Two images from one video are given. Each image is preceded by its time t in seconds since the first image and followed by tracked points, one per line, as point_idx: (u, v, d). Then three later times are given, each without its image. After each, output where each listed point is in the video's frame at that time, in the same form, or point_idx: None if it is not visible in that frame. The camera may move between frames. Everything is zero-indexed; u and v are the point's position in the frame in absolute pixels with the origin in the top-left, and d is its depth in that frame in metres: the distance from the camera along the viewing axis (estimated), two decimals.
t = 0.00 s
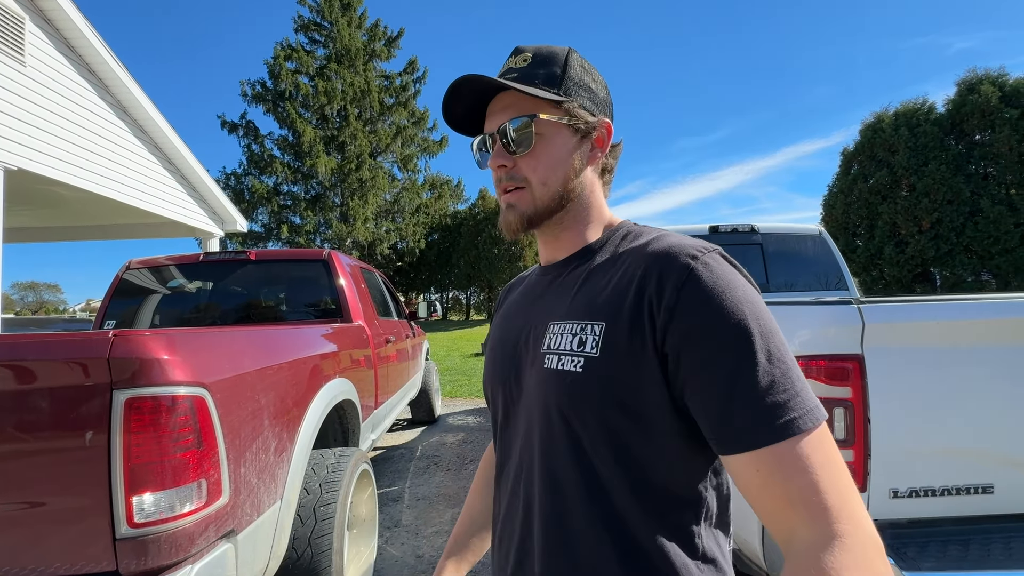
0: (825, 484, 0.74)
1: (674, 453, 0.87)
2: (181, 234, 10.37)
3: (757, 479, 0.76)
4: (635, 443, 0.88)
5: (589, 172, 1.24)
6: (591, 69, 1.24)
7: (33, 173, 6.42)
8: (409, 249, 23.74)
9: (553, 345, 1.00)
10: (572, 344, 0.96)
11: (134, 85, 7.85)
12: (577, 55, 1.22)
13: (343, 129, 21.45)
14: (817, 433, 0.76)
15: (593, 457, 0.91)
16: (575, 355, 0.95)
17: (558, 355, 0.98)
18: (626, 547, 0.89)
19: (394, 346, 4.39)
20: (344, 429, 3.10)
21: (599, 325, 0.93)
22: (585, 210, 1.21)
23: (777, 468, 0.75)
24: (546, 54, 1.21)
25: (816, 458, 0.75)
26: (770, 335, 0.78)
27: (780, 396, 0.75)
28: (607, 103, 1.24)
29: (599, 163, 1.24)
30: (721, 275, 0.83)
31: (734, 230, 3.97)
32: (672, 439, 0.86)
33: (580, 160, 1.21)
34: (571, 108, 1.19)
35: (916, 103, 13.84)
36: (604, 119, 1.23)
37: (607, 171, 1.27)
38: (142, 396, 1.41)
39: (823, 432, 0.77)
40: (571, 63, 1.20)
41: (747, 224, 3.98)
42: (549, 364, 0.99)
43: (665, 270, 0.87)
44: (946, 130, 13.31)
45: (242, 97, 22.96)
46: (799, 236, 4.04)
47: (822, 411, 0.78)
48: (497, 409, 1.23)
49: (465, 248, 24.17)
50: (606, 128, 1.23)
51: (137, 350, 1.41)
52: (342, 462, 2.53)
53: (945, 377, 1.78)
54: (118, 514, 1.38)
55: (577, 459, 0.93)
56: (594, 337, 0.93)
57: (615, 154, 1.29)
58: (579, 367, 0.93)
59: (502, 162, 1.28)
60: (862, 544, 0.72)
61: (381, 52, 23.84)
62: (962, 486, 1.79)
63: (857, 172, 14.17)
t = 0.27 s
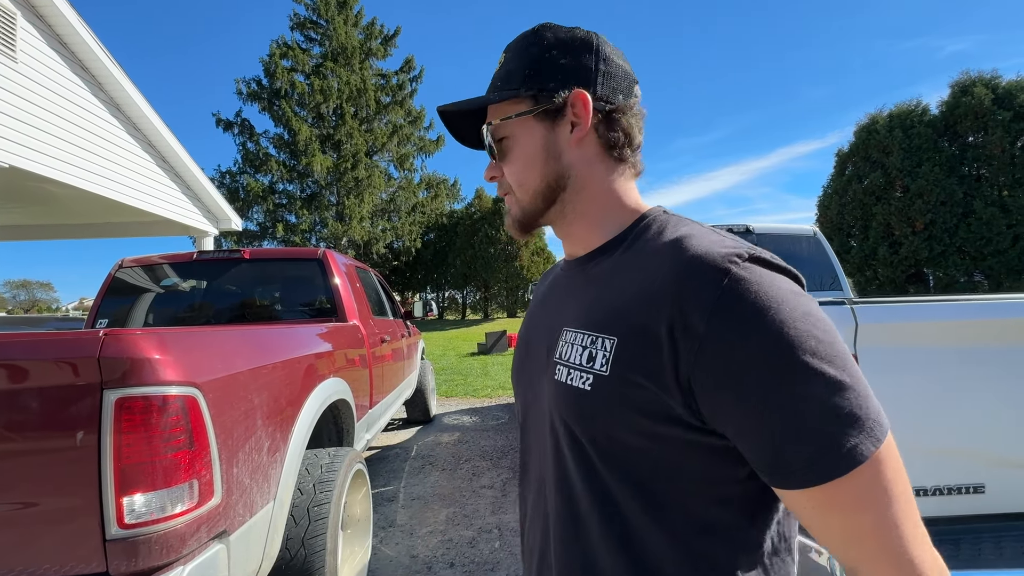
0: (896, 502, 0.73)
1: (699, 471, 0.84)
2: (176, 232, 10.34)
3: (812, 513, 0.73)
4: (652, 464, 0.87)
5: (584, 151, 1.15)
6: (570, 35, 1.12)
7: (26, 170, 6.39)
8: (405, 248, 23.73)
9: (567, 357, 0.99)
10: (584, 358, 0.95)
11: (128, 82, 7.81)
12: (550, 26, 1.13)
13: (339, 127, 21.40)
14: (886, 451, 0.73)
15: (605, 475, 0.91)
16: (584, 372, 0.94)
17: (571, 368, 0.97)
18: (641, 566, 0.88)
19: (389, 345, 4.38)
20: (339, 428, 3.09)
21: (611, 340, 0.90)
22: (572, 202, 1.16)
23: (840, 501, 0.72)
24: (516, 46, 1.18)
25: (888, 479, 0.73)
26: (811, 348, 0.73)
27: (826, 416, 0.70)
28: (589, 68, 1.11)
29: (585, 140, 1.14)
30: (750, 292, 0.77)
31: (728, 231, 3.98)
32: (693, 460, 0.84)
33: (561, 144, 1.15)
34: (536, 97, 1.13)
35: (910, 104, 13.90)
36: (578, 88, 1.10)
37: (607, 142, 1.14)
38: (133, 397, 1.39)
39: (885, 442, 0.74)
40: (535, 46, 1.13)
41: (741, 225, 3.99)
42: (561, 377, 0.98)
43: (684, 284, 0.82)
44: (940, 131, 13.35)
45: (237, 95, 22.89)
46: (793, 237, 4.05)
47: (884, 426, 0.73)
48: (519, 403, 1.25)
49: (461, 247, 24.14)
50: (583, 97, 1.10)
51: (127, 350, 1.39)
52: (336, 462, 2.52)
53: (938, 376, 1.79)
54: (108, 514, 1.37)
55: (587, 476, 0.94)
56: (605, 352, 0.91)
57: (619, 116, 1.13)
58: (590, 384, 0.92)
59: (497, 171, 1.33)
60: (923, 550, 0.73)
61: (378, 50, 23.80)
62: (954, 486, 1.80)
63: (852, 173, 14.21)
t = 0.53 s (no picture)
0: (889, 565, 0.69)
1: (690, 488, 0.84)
2: (172, 230, 10.30)
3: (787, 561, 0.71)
4: (640, 474, 0.88)
5: (590, 156, 1.14)
6: (567, 42, 1.12)
7: (20, 167, 6.34)
8: (402, 247, 23.70)
9: (569, 358, 1.00)
10: (582, 361, 0.96)
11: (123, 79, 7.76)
12: (548, 39, 1.15)
13: (336, 125, 21.34)
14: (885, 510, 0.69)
15: (595, 478, 0.93)
16: (582, 374, 0.95)
17: (572, 369, 0.98)
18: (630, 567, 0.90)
19: (386, 344, 4.37)
20: (336, 428, 3.08)
21: (607, 347, 0.90)
22: (582, 207, 1.16)
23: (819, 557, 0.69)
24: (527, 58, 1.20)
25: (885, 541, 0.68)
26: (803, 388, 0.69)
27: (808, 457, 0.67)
28: (585, 73, 1.11)
29: (587, 145, 1.13)
30: (746, 313, 0.73)
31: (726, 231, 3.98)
32: (684, 476, 0.84)
33: (566, 150, 1.15)
34: (539, 107, 1.15)
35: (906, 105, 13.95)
36: (573, 97, 1.11)
37: (608, 142, 1.12)
38: (128, 395, 1.38)
39: (891, 503, 0.70)
40: (536, 60, 1.16)
41: (738, 225, 3.99)
42: (565, 376, 1.00)
43: (675, 303, 0.80)
44: (935, 132, 13.40)
45: (234, 92, 22.80)
46: (790, 237, 4.06)
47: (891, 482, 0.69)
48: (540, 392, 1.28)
49: (458, 246, 24.11)
50: (576, 105, 1.11)
51: (122, 348, 1.38)
52: (333, 461, 2.51)
53: (933, 376, 1.79)
54: (103, 514, 1.36)
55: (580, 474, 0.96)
56: (600, 358, 0.91)
57: (621, 113, 1.10)
58: (585, 388, 0.93)
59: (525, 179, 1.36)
60: None
61: (375, 49, 23.76)
62: (950, 485, 1.80)
63: (848, 174, 14.25)
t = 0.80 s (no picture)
0: None
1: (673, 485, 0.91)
2: (169, 228, 10.28)
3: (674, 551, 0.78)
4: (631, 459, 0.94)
5: (602, 175, 1.13)
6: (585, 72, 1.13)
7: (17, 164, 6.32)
8: (400, 246, 23.69)
9: (584, 339, 1.05)
10: (591, 341, 1.01)
11: (120, 75, 7.73)
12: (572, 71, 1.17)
13: (334, 124, 21.30)
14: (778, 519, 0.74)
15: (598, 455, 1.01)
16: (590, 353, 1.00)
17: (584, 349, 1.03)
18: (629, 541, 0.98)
19: (384, 343, 4.36)
20: (333, 426, 3.07)
21: (608, 331, 0.95)
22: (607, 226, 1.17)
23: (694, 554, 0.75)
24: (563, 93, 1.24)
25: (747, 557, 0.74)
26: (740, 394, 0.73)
27: (721, 453, 0.73)
28: (596, 97, 1.11)
29: (600, 168, 1.12)
30: (717, 311, 0.76)
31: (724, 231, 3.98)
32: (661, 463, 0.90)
33: (584, 174, 1.16)
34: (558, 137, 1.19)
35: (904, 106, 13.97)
36: (582, 125, 1.12)
37: (619, 160, 1.10)
38: (125, 393, 1.37)
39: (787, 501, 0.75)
40: (562, 91, 1.19)
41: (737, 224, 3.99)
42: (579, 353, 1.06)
43: (661, 297, 0.84)
44: (933, 133, 13.43)
45: (231, 90, 22.74)
46: (788, 237, 4.06)
47: (795, 487, 0.74)
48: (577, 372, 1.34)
49: (457, 245, 24.09)
50: (584, 133, 1.12)
51: (120, 346, 1.37)
52: (331, 459, 2.50)
53: (931, 375, 1.80)
54: (100, 513, 1.35)
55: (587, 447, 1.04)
56: (602, 341, 0.96)
57: (632, 132, 1.08)
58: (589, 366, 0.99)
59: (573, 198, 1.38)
60: None
61: (374, 47, 23.73)
62: (948, 485, 1.81)
63: (846, 174, 14.29)
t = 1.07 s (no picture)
0: (800, 527, 0.83)
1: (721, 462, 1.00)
2: (170, 219, 10.25)
3: (746, 498, 0.86)
4: (682, 437, 1.03)
5: (662, 191, 1.21)
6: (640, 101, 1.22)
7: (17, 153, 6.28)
8: (401, 240, 23.65)
9: (636, 329, 1.15)
10: (645, 330, 1.11)
11: (122, 64, 7.68)
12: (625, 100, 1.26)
13: (336, 116, 21.22)
14: (816, 472, 0.83)
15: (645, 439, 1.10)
16: (643, 340, 1.10)
17: (636, 337, 1.13)
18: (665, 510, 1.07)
19: (385, 336, 4.35)
20: (336, 419, 3.06)
21: (666, 321, 1.06)
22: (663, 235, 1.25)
23: (766, 501, 0.83)
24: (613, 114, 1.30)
25: (804, 500, 0.83)
26: (790, 372, 0.83)
27: (776, 421, 0.82)
28: (653, 123, 1.19)
29: (658, 185, 1.21)
30: (775, 307, 0.87)
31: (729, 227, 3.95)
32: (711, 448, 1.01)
33: (640, 189, 1.24)
34: (618, 156, 1.25)
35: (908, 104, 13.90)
36: (643, 147, 1.20)
37: (675, 179, 1.19)
38: (132, 383, 1.36)
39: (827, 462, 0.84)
40: (616, 115, 1.26)
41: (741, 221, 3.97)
42: (630, 342, 1.15)
43: (721, 291, 0.95)
44: (937, 132, 13.37)
45: (233, 81, 22.64)
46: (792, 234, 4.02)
47: (833, 451, 0.83)
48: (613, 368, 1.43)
49: (457, 240, 24.05)
50: (646, 154, 1.20)
51: (126, 335, 1.36)
52: (334, 452, 2.49)
53: (941, 374, 1.79)
54: (105, 504, 1.34)
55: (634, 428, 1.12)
56: (659, 329, 1.07)
57: (685, 156, 1.18)
58: (644, 350, 1.08)
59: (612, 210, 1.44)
60: None
61: (376, 39, 23.62)
62: (956, 484, 1.81)
63: (850, 172, 14.23)
